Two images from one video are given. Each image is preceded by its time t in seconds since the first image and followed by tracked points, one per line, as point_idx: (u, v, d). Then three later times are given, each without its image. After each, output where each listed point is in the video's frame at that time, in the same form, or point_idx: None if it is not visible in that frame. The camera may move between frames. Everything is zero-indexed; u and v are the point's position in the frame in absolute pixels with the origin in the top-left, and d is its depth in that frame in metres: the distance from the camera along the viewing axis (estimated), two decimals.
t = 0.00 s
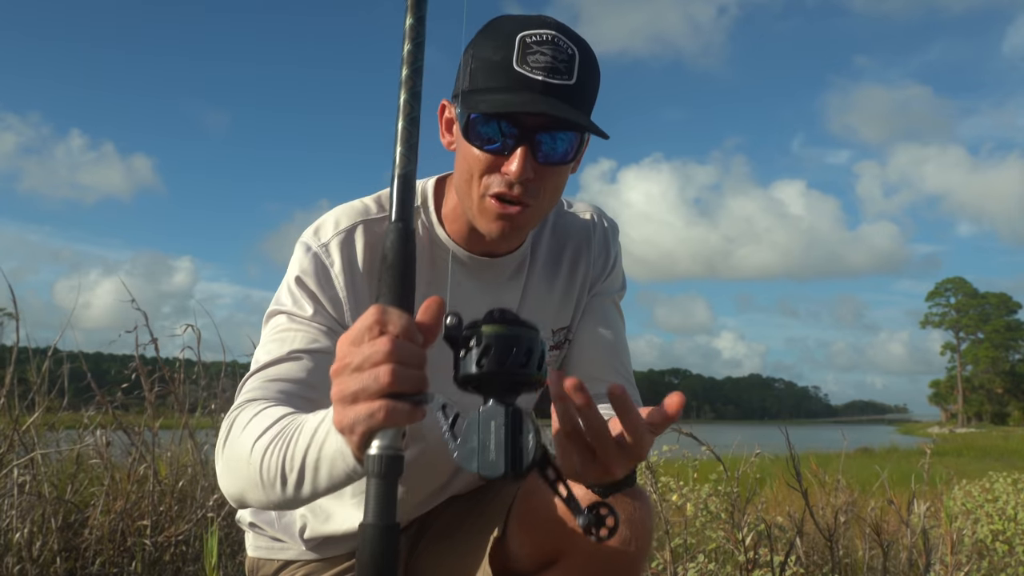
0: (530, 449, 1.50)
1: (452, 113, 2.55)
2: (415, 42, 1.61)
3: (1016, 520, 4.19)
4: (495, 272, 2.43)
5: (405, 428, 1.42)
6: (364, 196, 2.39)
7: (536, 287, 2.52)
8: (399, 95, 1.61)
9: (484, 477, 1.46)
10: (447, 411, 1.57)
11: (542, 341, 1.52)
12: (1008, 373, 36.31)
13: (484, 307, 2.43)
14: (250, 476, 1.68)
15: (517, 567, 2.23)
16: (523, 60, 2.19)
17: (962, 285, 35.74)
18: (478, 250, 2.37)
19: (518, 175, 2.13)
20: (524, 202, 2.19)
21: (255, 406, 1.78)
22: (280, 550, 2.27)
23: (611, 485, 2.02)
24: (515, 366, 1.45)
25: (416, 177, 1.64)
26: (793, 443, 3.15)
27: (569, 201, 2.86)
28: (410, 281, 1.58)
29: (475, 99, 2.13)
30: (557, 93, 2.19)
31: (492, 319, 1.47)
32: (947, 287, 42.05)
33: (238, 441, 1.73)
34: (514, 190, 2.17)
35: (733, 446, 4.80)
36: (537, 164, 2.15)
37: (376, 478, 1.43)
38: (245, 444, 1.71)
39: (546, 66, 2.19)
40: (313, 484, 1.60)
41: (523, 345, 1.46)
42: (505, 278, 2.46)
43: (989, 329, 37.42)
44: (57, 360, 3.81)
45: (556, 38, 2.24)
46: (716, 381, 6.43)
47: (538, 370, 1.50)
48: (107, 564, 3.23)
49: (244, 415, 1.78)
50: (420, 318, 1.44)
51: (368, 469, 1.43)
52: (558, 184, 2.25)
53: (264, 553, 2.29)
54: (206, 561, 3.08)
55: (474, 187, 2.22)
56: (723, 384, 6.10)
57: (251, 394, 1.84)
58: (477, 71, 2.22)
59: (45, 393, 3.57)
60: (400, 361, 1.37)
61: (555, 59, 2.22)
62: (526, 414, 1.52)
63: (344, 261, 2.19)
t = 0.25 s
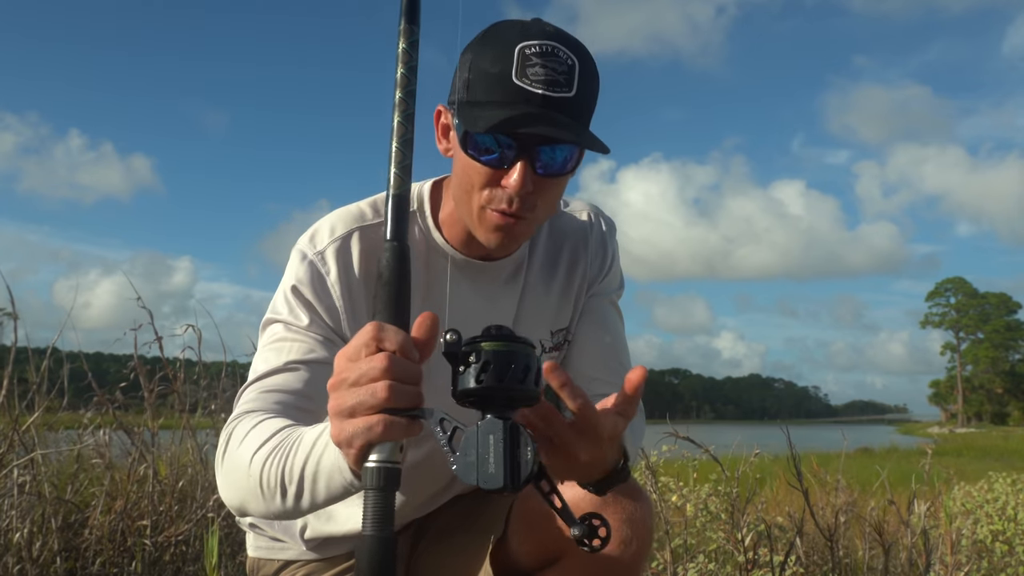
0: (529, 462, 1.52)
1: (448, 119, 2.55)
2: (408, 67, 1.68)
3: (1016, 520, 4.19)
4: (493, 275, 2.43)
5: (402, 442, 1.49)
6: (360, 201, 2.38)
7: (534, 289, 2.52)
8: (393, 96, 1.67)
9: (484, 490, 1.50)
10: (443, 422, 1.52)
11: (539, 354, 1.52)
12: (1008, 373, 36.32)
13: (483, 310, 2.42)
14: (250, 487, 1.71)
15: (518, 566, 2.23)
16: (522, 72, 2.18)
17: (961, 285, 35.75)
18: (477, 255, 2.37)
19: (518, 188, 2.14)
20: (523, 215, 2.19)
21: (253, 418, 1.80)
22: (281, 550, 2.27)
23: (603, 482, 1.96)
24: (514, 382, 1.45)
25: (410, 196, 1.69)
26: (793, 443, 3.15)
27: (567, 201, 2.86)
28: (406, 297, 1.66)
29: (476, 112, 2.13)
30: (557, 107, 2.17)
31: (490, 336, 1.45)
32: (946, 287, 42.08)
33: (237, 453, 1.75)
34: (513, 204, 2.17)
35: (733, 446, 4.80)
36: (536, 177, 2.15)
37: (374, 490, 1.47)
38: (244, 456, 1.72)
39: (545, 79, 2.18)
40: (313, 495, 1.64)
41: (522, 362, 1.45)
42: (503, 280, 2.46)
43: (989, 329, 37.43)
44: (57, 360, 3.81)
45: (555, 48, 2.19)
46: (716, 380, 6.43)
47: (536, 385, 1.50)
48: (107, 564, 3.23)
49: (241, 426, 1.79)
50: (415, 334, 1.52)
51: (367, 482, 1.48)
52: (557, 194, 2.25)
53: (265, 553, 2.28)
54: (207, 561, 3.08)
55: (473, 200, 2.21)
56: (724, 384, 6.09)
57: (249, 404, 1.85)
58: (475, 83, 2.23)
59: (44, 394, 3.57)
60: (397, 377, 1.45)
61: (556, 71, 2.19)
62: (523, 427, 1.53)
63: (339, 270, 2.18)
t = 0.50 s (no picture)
0: (559, 446, 1.48)
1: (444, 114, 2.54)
2: (432, 64, 1.62)
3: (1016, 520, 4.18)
4: (492, 270, 2.43)
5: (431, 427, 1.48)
6: (360, 196, 2.38)
7: (530, 286, 2.51)
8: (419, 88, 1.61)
9: (512, 470, 1.45)
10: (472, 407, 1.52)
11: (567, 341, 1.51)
12: (1008, 373, 36.32)
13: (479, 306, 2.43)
14: (268, 480, 1.70)
15: (515, 567, 2.23)
16: (508, 62, 2.20)
17: (961, 285, 35.74)
18: (474, 248, 2.37)
19: (501, 178, 2.15)
20: (507, 206, 2.20)
21: (264, 413, 1.79)
22: (280, 550, 2.27)
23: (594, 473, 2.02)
24: (540, 366, 1.44)
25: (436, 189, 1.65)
26: (793, 443, 3.14)
27: (565, 197, 2.85)
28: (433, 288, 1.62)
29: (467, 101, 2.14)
30: (542, 97, 2.19)
31: (517, 321, 1.46)
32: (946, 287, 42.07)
33: (252, 447, 1.74)
34: (497, 193, 2.18)
35: (733, 446, 4.80)
36: (520, 168, 2.17)
37: (405, 472, 1.44)
38: (261, 450, 1.71)
39: (531, 69, 2.19)
40: (336, 485, 1.65)
41: (548, 345, 1.45)
42: (501, 275, 2.46)
43: (989, 329, 37.43)
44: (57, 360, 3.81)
45: (544, 40, 2.22)
46: (716, 380, 6.42)
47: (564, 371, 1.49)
48: (107, 564, 3.22)
49: (254, 421, 1.78)
50: (444, 322, 1.51)
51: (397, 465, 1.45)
52: (543, 188, 2.27)
53: (265, 553, 2.28)
54: (207, 561, 3.08)
55: (458, 189, 2.23)
56: (723, 384, 6.09)
57: (257, 400, 1.84)
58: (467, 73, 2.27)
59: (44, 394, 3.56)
60: (425, 362, 1.44)
61: (542, 62, 2.21)
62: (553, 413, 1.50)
63: (341, 263, 2.18)
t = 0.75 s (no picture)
0: (516, 451, 1.49)
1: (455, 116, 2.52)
2: (410, 58, 1.66)
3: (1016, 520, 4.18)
4: (493, 269, 2.42)
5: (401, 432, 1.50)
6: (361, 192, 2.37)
7: (530, 287, 2.51)
8: (399, 86, 1.67)
9: (469, 478, 1.48)
10: (436, 412, 1.52)
11: (527, 340, 1.52)
12: (1008, 373, 36.34)
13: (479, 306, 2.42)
14: (253, 476, 1.71)
15: (515, 567, 2.23)
16: (548, 76, 2.16)
17: (961, 285, 35.76)
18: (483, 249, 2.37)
19: (547, 195, 2.12)
20: (551, 218, 2.18)
21: (256, 407, 1.79)
22: (280, 550, 2.27)
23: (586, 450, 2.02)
24: (493, 367, 1.45)
25: (413, 187, 1.69)
26: (794, 443, 3.14)
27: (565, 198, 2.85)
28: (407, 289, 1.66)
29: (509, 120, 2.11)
30: (584, 109, 2.17)
31: (474, 320, 1.47)
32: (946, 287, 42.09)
33: (240, 442, 1.75)
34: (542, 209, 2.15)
35: (733, 446, 4.80)
36: (564, 180, 2.13)
37: (376, 480, 1.49)
38: (248, 446, 1.72)
39: (572, 83, 2.16)
40: (315, 486, 1.65)
41: (502, 345, 1.46)
42: (501, 275, 2.45)
43: (989, 329, 37.44)
44: (56, 360, 3.81)
45: (578, 52, 2.19)
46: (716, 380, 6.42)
47: (521, 372, 1.49)
48: (107, 564, 3.22)
49: (244, 415, 1.79)
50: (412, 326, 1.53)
51: (369, 473, 1.50)
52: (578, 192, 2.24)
53: (265, 553, 2.28)
54: (206, 561, 3.07)
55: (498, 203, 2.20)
56: (723, 384, 6.09)
57: (251, 394, 1.84)
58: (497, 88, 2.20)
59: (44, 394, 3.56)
60: (394, 367, 1.45)
61: (579, 73, 2.18)
62: (513, 415, 1.51)
63: (340, 258, 2.18)
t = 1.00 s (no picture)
0: (525, 472, 1.53)
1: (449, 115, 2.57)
2: (418, 74, 1.68)
3: (1016, 520, 4.18)
4: (497, 270, 2.42)
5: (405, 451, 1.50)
6: (367, 197, 2.37)
7: (534, 287, 2.51)
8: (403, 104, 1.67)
9: (481, 499, 1.52)
10: (443, 432, 1.57)
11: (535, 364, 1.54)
12: (1008, 373, 36.35)
13: (484, 307, 2.42)
14: (261, 487, 1.71)
15: (517, 566, 2.23)
16: (514, 50, 2.20)
17: (961, 285, 35.76)
18: (483, 248, 2.37)
19: (518, 161, 2.17)
20: (525, 188, 2.21)
21: (265, 416, 1.79)
22: (281, 550, 2.27)
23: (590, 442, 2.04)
24: (505, 391, 1.48)
25: (418, 206, 1.70)
26: (794, 443, 3.14)
27: (567, 201, 2.85)
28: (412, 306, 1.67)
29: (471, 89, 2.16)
30: (551, 80, 2.18)
31: (484, 344, 1.49)
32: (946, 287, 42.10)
33: (248, 452, 1.75)
34: (515, 178, 2.19)
35: (733, 446, 4.80)
36: (535, 150, 2.18)
37: (378, 496, 1.48)
38: (256, 455, 1.72)
39: (537, 54, 2.19)
40: (323, 495, 1.65)
41: (514, 370, 1.49)
42: (505, 277, 2.45)
43: (989, 329, 37.44)
44: (57, 360, 3.81)
45: (546, 28, 2.24)
46: (716, 380, 6.42)
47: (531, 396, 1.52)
48: (107, 564, 3.22)
49: (253, 424, 1.79)
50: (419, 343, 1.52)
51: (372, 489, 1.48)
52: (558, 176, 2.27)
53: (266, 553, 2.28)
54: (207, 561, 3.07)
55: (473, 180, 2.24)
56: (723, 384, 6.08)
57: (261, 402, 1.85)
58: (472, 68, 2.24)
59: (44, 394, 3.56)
60: (400, 386, 1.45)
61: (546, 48, 2.22)
62: (522, 437, 1.55)
63: (347, 264, 2.17)
